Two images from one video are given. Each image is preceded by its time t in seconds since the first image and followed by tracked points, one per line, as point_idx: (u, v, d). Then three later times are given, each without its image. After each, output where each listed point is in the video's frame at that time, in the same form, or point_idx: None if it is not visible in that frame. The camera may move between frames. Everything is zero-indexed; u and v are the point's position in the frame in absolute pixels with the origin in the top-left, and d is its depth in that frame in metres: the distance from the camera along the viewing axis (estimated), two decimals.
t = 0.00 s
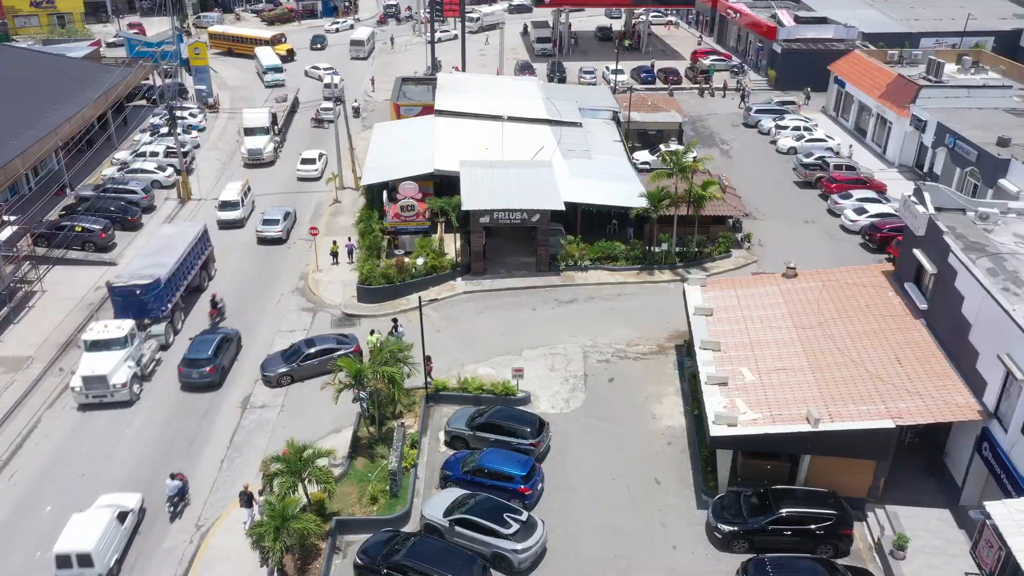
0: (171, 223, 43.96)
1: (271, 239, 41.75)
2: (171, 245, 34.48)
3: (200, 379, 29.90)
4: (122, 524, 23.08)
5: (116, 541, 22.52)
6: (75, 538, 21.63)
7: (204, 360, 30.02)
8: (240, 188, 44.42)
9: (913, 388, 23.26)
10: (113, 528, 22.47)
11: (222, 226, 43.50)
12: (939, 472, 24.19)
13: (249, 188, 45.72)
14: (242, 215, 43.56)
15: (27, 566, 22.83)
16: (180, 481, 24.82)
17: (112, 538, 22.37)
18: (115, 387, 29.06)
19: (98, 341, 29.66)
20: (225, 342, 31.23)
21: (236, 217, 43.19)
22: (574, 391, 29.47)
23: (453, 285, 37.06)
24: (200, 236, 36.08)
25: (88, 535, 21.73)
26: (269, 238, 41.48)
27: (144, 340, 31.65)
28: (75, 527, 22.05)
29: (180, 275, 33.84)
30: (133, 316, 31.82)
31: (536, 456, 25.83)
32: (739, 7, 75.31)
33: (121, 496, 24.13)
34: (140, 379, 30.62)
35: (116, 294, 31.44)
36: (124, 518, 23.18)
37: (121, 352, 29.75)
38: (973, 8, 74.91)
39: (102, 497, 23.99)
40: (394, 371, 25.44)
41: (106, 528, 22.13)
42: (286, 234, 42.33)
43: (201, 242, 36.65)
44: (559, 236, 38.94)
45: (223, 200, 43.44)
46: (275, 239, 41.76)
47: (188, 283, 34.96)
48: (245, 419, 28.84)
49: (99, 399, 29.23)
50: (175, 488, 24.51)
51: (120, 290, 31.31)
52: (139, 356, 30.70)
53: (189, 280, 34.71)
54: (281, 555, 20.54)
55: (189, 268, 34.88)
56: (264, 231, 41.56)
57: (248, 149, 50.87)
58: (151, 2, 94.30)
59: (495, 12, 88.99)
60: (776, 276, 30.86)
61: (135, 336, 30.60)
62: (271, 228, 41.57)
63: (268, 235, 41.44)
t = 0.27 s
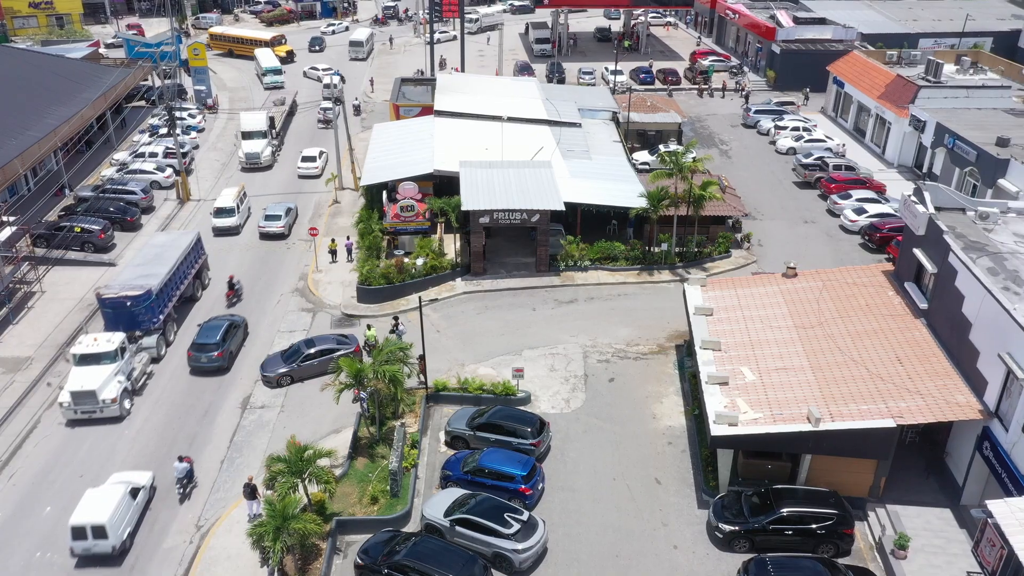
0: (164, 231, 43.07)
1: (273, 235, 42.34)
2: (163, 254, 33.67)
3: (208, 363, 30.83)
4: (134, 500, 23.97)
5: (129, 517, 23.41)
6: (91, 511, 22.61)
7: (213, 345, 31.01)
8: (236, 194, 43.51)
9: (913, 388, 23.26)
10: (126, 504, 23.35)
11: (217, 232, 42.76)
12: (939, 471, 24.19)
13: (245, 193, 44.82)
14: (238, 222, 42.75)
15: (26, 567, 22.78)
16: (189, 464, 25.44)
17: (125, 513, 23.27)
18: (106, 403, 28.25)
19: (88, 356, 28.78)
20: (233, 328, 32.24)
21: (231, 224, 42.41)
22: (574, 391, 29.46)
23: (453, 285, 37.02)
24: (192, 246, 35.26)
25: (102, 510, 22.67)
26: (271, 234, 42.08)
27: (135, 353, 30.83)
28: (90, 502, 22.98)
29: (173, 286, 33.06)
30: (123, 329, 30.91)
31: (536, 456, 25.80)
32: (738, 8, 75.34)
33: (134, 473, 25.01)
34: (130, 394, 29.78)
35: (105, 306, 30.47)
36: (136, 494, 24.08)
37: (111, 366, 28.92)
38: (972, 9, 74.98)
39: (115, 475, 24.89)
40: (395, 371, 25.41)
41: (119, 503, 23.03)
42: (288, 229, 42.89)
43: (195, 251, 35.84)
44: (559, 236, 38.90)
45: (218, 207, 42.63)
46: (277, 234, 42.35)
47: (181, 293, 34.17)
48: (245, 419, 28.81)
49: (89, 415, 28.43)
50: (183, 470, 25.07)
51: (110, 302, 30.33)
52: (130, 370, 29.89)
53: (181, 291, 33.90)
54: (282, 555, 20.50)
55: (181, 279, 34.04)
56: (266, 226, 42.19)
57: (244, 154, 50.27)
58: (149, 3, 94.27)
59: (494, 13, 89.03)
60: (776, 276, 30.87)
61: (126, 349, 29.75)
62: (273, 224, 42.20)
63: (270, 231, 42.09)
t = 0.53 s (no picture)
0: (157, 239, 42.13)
1: (276, 230, 42.78)
2: (156, 262, 33.08)
3: (215, 351, 31.56)
4: (145, 480, 24.72)
5: (139, 496, 24.17)
6: (102, 490, 23.40)
7: (219, 333, 31.76)
8: (233, 200, 42.69)
9: (915, 388, 23.21)
10: (136, 483, 24.11)
11: (214, 239, 42.05)
12: (942, 472, 24.12)
13: (242, 198, 44.04)
14: (234, 228, 42.01)
15: (26, 567, 22.69)
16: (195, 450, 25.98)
17: (136, 492, 24.04)
18: (96, 417, 27.56)
19: (78, 368, 28.15)
20: (239, 317, 33.01)
21: (228, 229, 41.68)
22: (575, 391, 29.39)
23: (453, 286, 36.94)
24: (187, 254, 34.63)
25: (114, 488, 23.46)
26: (273, 230, 42.50)
27: (128, 365, 30.15)
28: (102, 481, 23.77)
29: (166, 294, 32.48)
30: (115, 339, 30.46)
31: (537, 457, 25.72)
32: (738, 9, 75.32)
33: (144, 454, 25.82)
34: (122, 407, 29.07)
35: (97, 316, 30.01)
36: (147, 473, 24.87)
37: (102, 378, 28.25)
38: (972, 10, 74.94)
39: (126, 456, 25.66)
40: (395, 371, 25.33)
41: (129, 481, 23.79)
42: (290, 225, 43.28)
43: (189, 259, 35.24)
44: (559, 236, 38.81)
45: (215, 212, 41.78)
46: (279, 230, 42.79)
47: (175, 302, 33.52)
48: (245, 420, 28.73)
49: (79, 429, 27.71)
50: (189, 457, 25.62)
51: (102, 312, 29.88)
52: (122, 383, 29.21)
53: (175, 300, 33.26)
54: (282, 556, 20.40)
55: (175, 288, 33.35)
56: (268, 222, 42.62)
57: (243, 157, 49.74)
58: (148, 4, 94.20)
59: (493, 14, 88.99)
60: (777, 276, 30.82)
61: (118, 361, 29.10)
62: (275, 220, 42.60)
63: (272, 227, 42.48)
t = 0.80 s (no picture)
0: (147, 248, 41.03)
1: (276, 227, 43.14)
2: (147, 273, 32.05)
3: (222, 338, 32.37)
4: (153, 459, 25.52)
5: (148, 474, 24.95)
6: (114, 467, 24.20)
7: (225, 321, 32.55)
8: (226, 207, 41.82)
9: (918, 388, 23.08)
10: (146, 462, 24.91)
11: (207, 246, 41.12)
12: (944, 473, 23.99)
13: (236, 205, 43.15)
14: (228, 235, 41.09)
15: (23, 570, 22.51)
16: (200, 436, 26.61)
17: (145, 470, 24.82)
18: (82, 435, 26.58)
19: (64, 384, 27.20)
20: (245, 306, 33.75)
21: (221, 237, 40.75)
22: (575, 392, 29.24)
23: (452, 286, 36.79)
24: (178, 263, 33.59)
25: (125, 466, 24.26)
26: (274, 226, 42.90)
27: (116, 379, 29.16)
28: (113, 459, 24.58)
29: (157, 305, 31.46)
30: (103, 353, 29.28)
31: (537, 458, 25.56)
32: (738, 9, 75.25)
33: (153, 435, 26.60)
34: (111, 424, 28.10)
35: (84, 329, 28.86)
36: (155, 453, 25.66)
37: (89, 395, 27.25)
38: (971, 10, 74.83)
39: (135, 436, 26.49)
40: (395, 372, 25.17)
41: (139, 460, 24.60)
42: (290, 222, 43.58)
43: (181, 268, 34.23)
44: (559, 236, 38.67)
45: (207, 220, 40.98)
46: (280, 227, 43.13)
47: (166, 313, 32.50)
48: (243, 421, 28.57)
49: (64, 447, 26.75)
50: (194, 442, 26.22)
51: (89, 325, 28.73)
52: (110, 399, 28.21)
53: (166, 310, 32.24)
54: (280, 559, 20.24)
55: (166, 299, 32.31)
56: (269, 219, 43.07)
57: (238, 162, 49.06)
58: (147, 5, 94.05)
59: (493, 15, 88.89)
60: (778, 276, 30.70)
61: (105, 376, 28.10)
62: (276, 216, 43.06)
63: (273, 223, 42.94)
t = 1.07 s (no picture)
0: (140, 254, 40.66)
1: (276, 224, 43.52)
2: (137, 283, 31.24)
3: (225, 329, 32.89)
4: (159, 443, 26.15)
5: (155, 457, 25.64)
6: (121, 449, 24.92)
7: (229, 311, 33.05)
8: (221, 213, 40.98)
9: (920, 390, 22.91)
10: (152, 445, 25.58)
11: (200, 254, 40.27)
12: (946, 475, 23.82)
13: (230, 211, 42.26)
14: (222, 242, 40.27)
15: None
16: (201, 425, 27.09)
17: (152, 453, 25.51)
18: (68, 452, 25.63)
19: (49, 400, 26.34)
20: (248, 297, 34.26)
21: (215, 244, 39.93)
22: (575, 394, 29.04)
23: (451, 288, 36.60)
24: (169, 273, 32.77)
25: (132, 448, 24.95)
26: (274, 223, 43.26)
27: (104, 394, 28.24)
28: (121, 442, 25.25)
29: (147, 316, 30.64)
30: (90, 367, 28.43)
31: (537, 461, 25.37)
32: (737, 10, 75.16)
33: (160, 420, 27.29)
34: (97, 441, 27.17)
35: (71, 342, 28.04)
36: (161, 437, 26.32)
37: (75, 411, 26.37)
38: (970, 11, 74.75)
39: (144, 421, 27.22)
40: (393, 374, 24.99)
41: (146, 442, 25.29)
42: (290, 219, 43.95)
43: (172, 277, 33.42)
44: (558, 238, 38.48)
45: (201, 227, 40.09)
46: (280, 223, 43.52)
47: (156, 324, 31.64)
48: (240, 424, 28.36)
49: (49, 465, 25.82)
50: (196, 431, 26.67)
51: (76, 337, 27.92)
52: (97, 414, 27.30)
53: (156, 321, 31.38)
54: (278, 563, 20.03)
55: (156, 310, 31.46)
56: (268, 216, 43.46)
57: (234, 166, 48.40)
58: (144, 7, 93.81)
59: (491, 16, 88.72)
60: (778, 277, 30.51)
61: (92, 391, 27.18)
62: (276, 214, 43.42)
63: (273, 220, 43.29)
